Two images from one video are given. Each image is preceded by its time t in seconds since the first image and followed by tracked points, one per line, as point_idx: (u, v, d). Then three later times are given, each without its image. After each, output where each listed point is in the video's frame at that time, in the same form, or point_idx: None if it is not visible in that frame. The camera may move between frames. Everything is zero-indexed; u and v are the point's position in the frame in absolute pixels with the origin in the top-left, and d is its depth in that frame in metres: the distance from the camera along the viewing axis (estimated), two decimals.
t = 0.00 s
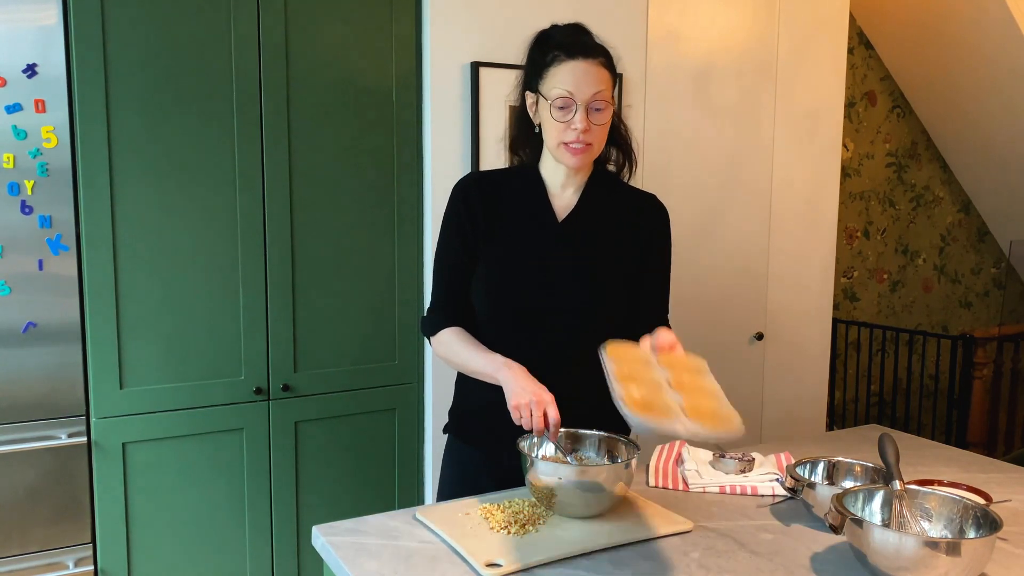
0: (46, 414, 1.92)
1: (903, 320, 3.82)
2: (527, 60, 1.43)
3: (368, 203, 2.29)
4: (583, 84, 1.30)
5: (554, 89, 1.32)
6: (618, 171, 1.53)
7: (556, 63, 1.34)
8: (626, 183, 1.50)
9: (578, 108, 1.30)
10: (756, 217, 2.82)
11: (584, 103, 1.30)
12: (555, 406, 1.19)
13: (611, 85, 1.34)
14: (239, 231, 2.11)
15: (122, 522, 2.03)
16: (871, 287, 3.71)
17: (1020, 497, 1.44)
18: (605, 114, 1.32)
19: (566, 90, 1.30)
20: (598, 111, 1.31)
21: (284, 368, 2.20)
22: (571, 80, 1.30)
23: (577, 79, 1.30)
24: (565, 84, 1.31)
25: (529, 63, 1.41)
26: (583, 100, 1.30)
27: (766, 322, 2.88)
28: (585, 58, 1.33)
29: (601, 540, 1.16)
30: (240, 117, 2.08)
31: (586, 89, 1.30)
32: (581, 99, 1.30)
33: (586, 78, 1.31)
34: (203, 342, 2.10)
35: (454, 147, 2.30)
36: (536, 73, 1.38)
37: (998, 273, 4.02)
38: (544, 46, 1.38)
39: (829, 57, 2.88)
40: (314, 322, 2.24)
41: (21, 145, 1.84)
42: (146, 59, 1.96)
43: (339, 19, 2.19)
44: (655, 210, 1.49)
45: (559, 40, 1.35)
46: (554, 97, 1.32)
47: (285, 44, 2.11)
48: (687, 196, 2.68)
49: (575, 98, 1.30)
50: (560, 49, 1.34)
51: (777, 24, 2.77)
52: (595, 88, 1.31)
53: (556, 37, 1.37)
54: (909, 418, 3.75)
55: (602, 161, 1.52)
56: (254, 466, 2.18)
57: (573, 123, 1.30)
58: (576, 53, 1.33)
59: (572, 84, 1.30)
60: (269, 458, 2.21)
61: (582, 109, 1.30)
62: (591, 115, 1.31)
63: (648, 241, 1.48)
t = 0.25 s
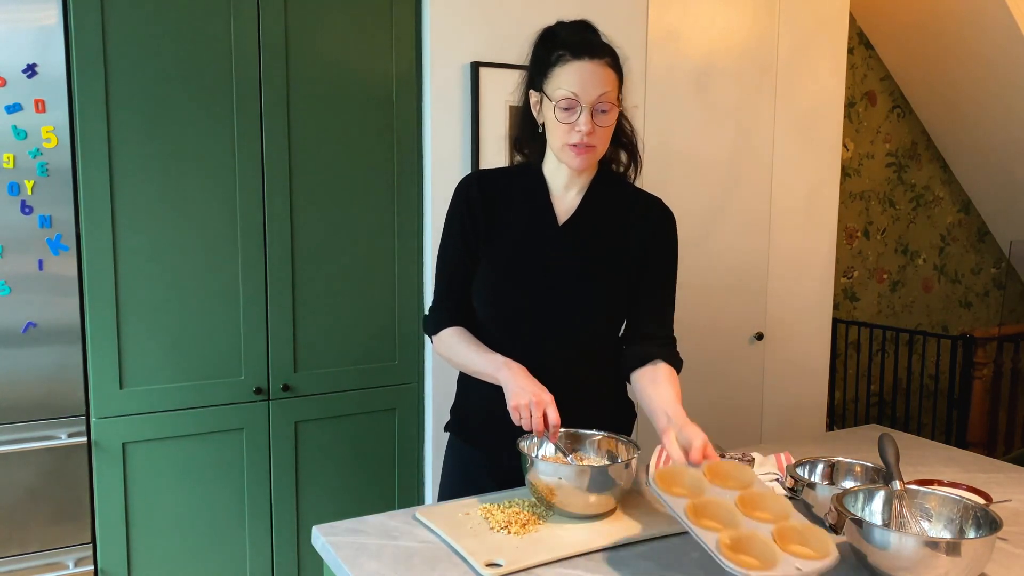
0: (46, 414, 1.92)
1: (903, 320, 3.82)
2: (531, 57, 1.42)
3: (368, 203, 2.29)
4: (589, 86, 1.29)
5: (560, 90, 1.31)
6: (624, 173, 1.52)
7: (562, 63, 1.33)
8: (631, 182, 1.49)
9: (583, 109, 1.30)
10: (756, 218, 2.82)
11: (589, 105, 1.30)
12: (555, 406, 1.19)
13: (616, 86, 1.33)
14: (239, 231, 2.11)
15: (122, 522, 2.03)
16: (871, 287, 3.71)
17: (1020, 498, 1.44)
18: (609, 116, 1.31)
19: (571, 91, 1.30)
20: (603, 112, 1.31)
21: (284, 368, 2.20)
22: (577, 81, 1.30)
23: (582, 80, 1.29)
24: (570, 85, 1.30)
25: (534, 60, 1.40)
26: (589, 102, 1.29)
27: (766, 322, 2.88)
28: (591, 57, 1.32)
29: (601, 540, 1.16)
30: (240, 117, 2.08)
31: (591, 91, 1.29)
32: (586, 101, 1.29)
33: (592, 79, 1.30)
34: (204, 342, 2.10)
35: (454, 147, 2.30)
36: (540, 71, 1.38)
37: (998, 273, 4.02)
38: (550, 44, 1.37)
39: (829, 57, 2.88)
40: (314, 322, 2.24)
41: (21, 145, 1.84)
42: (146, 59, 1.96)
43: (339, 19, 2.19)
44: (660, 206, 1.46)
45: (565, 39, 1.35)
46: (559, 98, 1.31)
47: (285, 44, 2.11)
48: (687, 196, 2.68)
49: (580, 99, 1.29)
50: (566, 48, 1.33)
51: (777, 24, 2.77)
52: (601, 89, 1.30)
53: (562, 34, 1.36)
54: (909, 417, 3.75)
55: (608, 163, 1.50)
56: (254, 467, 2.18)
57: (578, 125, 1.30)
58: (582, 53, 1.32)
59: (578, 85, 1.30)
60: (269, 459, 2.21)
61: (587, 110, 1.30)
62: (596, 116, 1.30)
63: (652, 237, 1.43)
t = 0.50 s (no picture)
0: (46, 414, 1.92)
1: (903, 320, 3.82)
2: (540, 53, 1.42)
3: (368, 203, 2.29)
4: (598, 85, 1.28)
5: (568, 90, 1.31)
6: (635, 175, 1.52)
7: (571, 62, 1.32)
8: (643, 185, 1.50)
9: (592, 109, 1.29)
10: (756, 218, 2.82)
11: (597, 105, 1.29)
12: (552, 408, 1.19)
13: (626, 85, 1.32)
14: (239, 231, 2.11)
15: (122, 522, 2.03)
16: (871, 287, 3.71)
17: (1019, 497, 1.44)
18: (618, 116, 1.31)
19: (580, 92, 1.29)
20: (612, 114, 1.30)
21: (284, 368, 2.20)
22: (586, 82, 1.29)
23: (591, 79, 1.29)
24: (579, 84, 1.29)
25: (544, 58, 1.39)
26: (597, 103, 1.28)
27: (766, 322, 2.88)
28: (602, 56, 1.31)
29: (601, 540, 1.16)
30: (240, 117, 2.08)
31: (600, 91, 1.28)
32: (595, 101, 1.28)
33: (601, 79, 1.29)
34: (204, 343, 2.10)
35: (454, 148, 2.31)
36: (549, 69, 1.37)
37: (998, 273, 4.02)
38: (560, 42, 1.36)
39: (830, 57, 2.88)
40: (314, 322, 2.24)
41: (20, 145, 1.84)
42: (146, 59, 1.96)
43: (339, 19, 2.19)
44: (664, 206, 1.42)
45: (575, 37, 1.33)
46: (568, 98, 1.31)
47: (285, 44, 2.11)
48: (687, 196, 2.68)
49: (588, 99, 1.29)
50: (576, 47, 1.32)
51: (777, 24, 2.77)
52: (610, 90, 1.29)
53: (572, 33, 1.35)
54: (909, 418, 3.75)
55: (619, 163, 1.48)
56: (254, 467, 2.18)
57: (585, 126, 1.29)
58: (592, 51, 1.31)
59: (586, 85, 1.29)
60: (269, 459, 2.21)
61: (595, 110, 1.29)
62: (605, 118, 1.30)
63: (656, 234, 1.39)
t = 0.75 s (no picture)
0: (46, 414, 1.92)
1: (903, 320, 3.82)
2: (546, 55, 1.41)
3: (368, 202, 2.29)
4: (606, 89, 1.28)
5: (575, 92, 1.30)
6: (641, 179, 1.52)
7: (579, 64, 1.31)
8: (649, 189, 1.49)
9: (599, 113, 1.28)
10: (756, 218, 2.82)
11: (604, 108, 1.28)
12: (553, 409, 1.19)
13: (634, 90, 1.31)
14: (240, 231, 2.11)
15: (122, 522, 2.03)
16: (871, 287, 3.71)
17: (1019, 497, 1.45)
18: (625, 120, 1.30)
19: (587, 94, 1.28)
20: (619, 117, 1.29)
21: (285, 368, 2.20)
22: (593, 84, 1.28)
23: (599, 82, 1.28)
24: (587, 87, 1.29)
25: (550, 61, 1.39)
26: (605, 106, 1.28)
27: (766, 322, 2.88)
28: (610, 60, 1.31)
29: (601, 540, 1.16)
30: (240, 117, 2.08)
31: (608, 94, 1.28)
32: (602, 104, 1.28)
33: (609, 81, 1.28)
34: (204, 343, 2.10)
35: (454, 147, 2.31)
36: (556, 71, 1.36)
37: (998, 273, 4.02)
38: (567, 45, 1.35)
39: (830, 57, 2.88)
40: (314, 322, 2.24)
41: (21, 145, 1.84)
42: (146, 59, 1.96)
43: (340, 19, 2.19)
44: (668, 210, 1.39)
45: (583, 39, 1.33)
46: (574, 100, 1.30)
47: (285, 44, 2.11)
48: (686, 196, 2.67)
49: (596, 102, 1.28)
50: (583, 49, 1.32)
51: (777, 24, 2.77)
52: (618, 93, 1.28)
53: (580, 35, 1.35)
54: (909, 417, 3.75)
55: (626, 165, 1.48)
56: (255, 466, 2.18)
57: (592, 129, 1.28)
58: (600, 54, 1.31)
59: (594, 88, 1.28)
60: (269, 459, 2.21)
61: (602, 114, 1.28)
62: (612, 121, 1.29)
63: (657, 238, 1.35)
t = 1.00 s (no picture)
0: (46, 414, 1.92)
1: (903, 320, 3.82)
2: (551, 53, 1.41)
3: (368, 202, 2.29)
4: (614, 89, 1.27)
5: (581, 92, 1.30)
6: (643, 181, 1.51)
7: (584, 63, 1.31)
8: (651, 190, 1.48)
9: (605, 114, 1.28)
10: (756, 218, 2.82)
11: (611, 109, 1.28)
12: (555, 410, 1.19)
13: (641, 91, 1.31)
14: (239, 231, 2.11)
15: (122, 522, 2.03)
16: (871, 287, 3.71)
17: (1020, 497, 1.44)
18: (632, 122, 1.30)
19: (593, 95, 1.28)
20: (626, 118, 1.29)
21: (284, 368, 2.20)
22: (599, 84, 1.28)
23: (607, 83, 1.27)
24: (594, 86, 1.28)
25: (557, 58, 1.38)
26: (611, 106, 1.27)
27: (766, 322, 2.88)
28: (618, 59, 1.30)
29: (601, 540, 1.16)
30: (240, 117, 2.08)
31: (615, 95, 1.27)
32: (609, 105, 1.27)
33: (615, 82, 1.28)
34: (204, 343, 2.10)
35: (454, 147, 2.31)
36: (562, 70, 1.36)
37: (998, 273, 4.02)
38: (575, 43, 1.34)
39: (830, 57, 2.88)
40: (314, 322, 2.24)
41: (20, 145, 1.84)
42: (146, 59, 1.96)
43: (340, 19, 2.19)
44: (671, 213, 1.38)
45: (589, 38, 1.32)
46: (580, 101, 1.30)
47: (285, 44, 2.11)
48: (686, 196, 2.67)
49: (603, 103, 1.28)
50: (592, 48, 1.31)
51: (777, 24, 2.77)
52: (625, 94, 1.28)
53: (588, 33, 1.34)
54: (909, 417, 3.75)
55: (630, 165, 1.47)
56: (255, 466, 2.18)
57: (598, 130, 1.28)
58: (608, 54, 1.30)
59: (600, 88, 1.27)
60: (269, 459, 2.21)
61: (609, 115, 1.28)
62: (618, 122, 1.29)
63: (658, 239, 1.35)
